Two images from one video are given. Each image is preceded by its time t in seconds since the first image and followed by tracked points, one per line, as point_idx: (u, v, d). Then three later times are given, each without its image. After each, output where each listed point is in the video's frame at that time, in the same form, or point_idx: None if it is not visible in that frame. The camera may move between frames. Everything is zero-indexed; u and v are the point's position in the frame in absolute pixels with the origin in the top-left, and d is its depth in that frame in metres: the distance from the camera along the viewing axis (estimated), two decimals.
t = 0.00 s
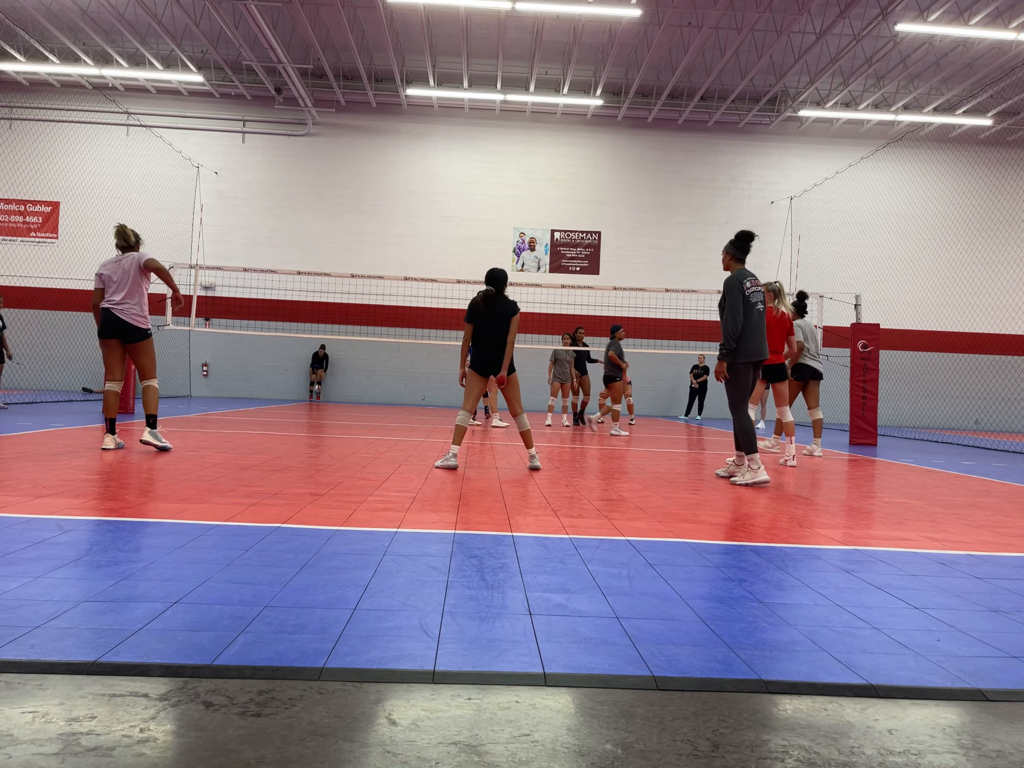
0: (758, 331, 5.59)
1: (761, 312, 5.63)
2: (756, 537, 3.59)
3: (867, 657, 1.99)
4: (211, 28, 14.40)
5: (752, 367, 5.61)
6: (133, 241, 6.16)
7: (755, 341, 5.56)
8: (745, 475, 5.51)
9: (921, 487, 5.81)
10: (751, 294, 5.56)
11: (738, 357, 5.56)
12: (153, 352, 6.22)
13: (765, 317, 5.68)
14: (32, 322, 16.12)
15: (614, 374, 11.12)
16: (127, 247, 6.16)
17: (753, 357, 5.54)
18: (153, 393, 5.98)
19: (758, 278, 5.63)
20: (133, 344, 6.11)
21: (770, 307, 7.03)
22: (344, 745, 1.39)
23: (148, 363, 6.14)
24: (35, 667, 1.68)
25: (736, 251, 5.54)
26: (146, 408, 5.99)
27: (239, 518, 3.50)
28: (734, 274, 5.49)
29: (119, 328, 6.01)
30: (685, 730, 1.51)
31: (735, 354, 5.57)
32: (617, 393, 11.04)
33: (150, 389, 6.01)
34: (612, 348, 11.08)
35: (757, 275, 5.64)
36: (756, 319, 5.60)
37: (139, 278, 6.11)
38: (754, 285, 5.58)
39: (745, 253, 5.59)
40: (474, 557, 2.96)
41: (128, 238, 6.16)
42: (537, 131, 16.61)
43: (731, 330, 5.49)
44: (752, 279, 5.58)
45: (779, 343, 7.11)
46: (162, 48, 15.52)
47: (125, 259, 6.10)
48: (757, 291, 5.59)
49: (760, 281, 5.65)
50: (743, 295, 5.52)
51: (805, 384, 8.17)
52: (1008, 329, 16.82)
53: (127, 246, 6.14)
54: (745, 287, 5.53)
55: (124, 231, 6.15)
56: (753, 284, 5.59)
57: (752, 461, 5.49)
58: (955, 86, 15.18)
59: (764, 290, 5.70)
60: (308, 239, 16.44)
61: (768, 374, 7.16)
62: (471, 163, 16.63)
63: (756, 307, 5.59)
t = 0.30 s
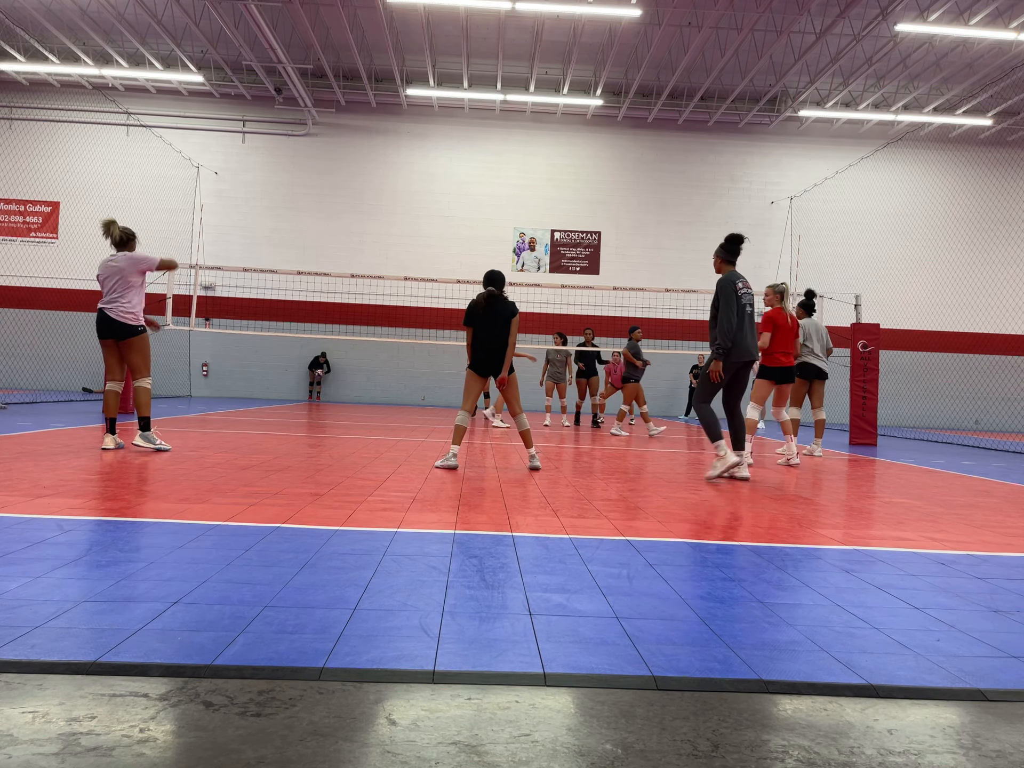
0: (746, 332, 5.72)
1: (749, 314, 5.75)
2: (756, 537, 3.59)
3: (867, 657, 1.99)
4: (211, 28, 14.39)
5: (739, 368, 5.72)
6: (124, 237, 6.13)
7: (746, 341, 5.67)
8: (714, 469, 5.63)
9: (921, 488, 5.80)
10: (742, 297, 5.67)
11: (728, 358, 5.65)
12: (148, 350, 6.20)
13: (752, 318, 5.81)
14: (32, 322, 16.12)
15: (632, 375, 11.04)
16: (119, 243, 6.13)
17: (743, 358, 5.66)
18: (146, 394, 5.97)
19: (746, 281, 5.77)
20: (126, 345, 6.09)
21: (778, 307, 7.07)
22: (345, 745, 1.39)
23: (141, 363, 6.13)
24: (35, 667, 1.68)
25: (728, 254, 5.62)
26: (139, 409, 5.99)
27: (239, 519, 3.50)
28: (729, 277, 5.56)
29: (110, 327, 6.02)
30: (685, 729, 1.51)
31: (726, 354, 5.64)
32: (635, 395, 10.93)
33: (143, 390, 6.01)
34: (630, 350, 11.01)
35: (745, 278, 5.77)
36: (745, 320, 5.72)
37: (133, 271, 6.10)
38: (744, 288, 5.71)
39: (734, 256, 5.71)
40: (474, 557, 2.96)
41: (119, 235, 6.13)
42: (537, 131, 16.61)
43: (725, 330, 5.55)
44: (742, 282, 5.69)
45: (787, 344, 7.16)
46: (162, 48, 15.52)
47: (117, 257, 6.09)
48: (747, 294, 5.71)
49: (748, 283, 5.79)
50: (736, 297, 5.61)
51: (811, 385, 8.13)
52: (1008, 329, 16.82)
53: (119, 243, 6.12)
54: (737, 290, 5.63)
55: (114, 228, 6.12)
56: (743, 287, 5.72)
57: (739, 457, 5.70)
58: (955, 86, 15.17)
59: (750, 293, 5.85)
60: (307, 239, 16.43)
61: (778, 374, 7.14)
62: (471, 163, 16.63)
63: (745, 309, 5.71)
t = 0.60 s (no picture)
0: (731, 330, 5.75)
1: (733, 313, 5.78)
2: (756, 537, 3.59)
3: (868, 658, 1.99)
4: (211, 28, 14.39)
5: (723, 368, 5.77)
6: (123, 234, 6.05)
7: (729, 340, 5.71)
8: (681, 468, 5.78)
9: (922, 487, 5.80)
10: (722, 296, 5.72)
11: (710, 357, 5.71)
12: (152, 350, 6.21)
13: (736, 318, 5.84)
14: (33, 322, 16.11)
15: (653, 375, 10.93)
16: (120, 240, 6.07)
17: (725, 356, 5.70)
18: (148, 394, 5.98)
19: (730, 280, 5.80)
20: (130, 344, 6.09)
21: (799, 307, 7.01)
22: (344, 745, 1.39)
23: (144, 363, 6.13)
24: (35, 667, 1.68)
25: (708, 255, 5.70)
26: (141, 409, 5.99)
27: (240, 519, 3.50)
28: (704, 278, 5.65)
29: (113, 328, 6.03)
30: (685, 729, 1.51)
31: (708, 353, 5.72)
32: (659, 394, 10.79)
33: (145, 390, 6.00)
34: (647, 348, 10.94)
35: (729, 278, 5.81)
36: (728, 320, 5.76)
37: (128, 262, 6.05)
38: (725, 287, 5.75)
39: (717, 257, 5.76)
40: (474, 557, 2.96)
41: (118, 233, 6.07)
42: (537, 131, 16.61)
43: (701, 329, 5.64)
44: (723, 282, 5.75)
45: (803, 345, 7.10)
46: (163, 48, 15.52)
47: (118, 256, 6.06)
48: (728, 294, 5.76)
49: (733, 283, 5.82)
50: (715, 297, 5.68)
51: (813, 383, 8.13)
52: (1008, 329, 16.82)
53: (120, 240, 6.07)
54: (716, 290, 5.70)
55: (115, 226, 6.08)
56: (724, 286, 5.76)
57: (734, 456, 5.71)
58: (955, 86, 15.17)
59: (738, 292, 5.87)
60: (307, 239, 16.44)
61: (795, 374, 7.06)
62: (471, 163, 16.63)
63: (728, 309, 5.75)
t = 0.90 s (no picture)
0: (723, 328, 5.77)
1: (723, 312, 5.79)
2: (757, 537, 3.59)
3: (868, 657, 1.99)
4: (211, 28, 14.39)
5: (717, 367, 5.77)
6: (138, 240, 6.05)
7: (720, 337, 5.73)
8: (682, 468, 5.77)
9: (922, 488, 5.80)
10: (711, 296, 5.75)
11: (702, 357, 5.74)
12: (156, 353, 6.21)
13: (729, 317, 5.84)
14: (32, 322, 16.12)
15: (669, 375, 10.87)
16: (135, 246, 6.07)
17: (719, 355, 5.70)
18: (149, 397, 5.98)
19: (722, 280, 5.80)
20: (133, 346, 6.09)
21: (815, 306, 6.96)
22: (344, 745, 1.39)
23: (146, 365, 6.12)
24: (35, 667, 1.68)
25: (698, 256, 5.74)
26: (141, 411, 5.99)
27: (239, 519, 3.49)
28: (693, 278, 5.69)
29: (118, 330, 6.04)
30: (685, 729, 1.51)
31: (700, 352, 5.77)
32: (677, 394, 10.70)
33: (145, 394, 6.00)
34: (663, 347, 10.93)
35: (721, 277, 5.81)
36: (719, 319, 5.77)
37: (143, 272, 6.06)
38: (715, 286, 5.76)
39: (708, 256, 5.77)
40: (473, 557, 2.96)
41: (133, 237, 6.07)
42: (537, 131, 16.61)
43: (690, 328, 5.69)
44: (712, 281, 5.77)
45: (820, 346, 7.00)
46: (163, 48, 15.52)
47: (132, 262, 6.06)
48: (718, 293, 5.77)
49: (725, 282, 5.82)
50: (703, 298, 5.71)
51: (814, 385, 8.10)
52: (1008, 329, 16.82)
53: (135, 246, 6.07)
54: (704, 290, 5.73)
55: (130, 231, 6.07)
56: (715, 285, 5.77)
57: (737, 455, 5.72)
58: (955, 87, 15.17)
59: (731, 291, 5.87)
60: (307, 239, 16.43)
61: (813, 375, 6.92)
62: (471, 163, 16.63)
63: (717, 309, 5.77)
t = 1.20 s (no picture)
0: (724, 329, 5.76)
1: (724, 312, 5.78)
2: (757, 537, 3.59)
3: (868, 657, 1.99)
4: (211, 28, 14.39)
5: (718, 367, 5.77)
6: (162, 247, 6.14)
7: (720, 337, 5.72)
8: (682, 468, 5.77)
9: (922, 488, 5.80)
10: (711, 296, 5.76)
11: (702, 357, 5.75)
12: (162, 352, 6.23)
13: (730, 317, 5.83)
14: (33, 322, 16.12)
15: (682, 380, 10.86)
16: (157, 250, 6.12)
17: (719, 355, 5.70)
18: (152, 396, 5.98)
19: (723, 280, 5.79)
20: (140, 345, 6.11)
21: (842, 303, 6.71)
22: (344, 745, 1.39)
23: (152, 363, 6.15)
24: (35, 667, 1.68)
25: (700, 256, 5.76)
26: (144, 411, 6.00)
27: (239, 518, 3.50)
28: (693, 279, 5.70)
29: (128, 330, 6.03)
30: (685, 729, 1.51)
31: (700, 352, 5.77)
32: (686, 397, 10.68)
33: (149, 394, 6.00)
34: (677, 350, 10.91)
35: (723, 277, 5.79)
36: (719, 320, 5.77)
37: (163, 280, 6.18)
38: (715, 286, 5.76)
39: (711, 256, 5.78)
40: (474, 557, 2.96)
41: (159, 241, 6.12)
42: (537, 131, 16.61)
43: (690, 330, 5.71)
44: (712, 282, 5.77)
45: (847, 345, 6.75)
46: (163, 48, 15.52)
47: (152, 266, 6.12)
48: (718, 293, 5.77)
49: (726, 282, 5.81)
50: (704, 299, 5.72)
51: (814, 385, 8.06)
52: (1009, 329, 16.81)
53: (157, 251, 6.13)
54: (704, 290, 5.74)
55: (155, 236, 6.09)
56: (715, 285, 5.77)
57: (738, 456, 5.72)
58: (955, 86, 15.17)
59: (733, 291, 5.84)
60: (307, 239, 16.44)
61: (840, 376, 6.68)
62: (471, 164, 16.63)
63: (717, 309, 5.77)
